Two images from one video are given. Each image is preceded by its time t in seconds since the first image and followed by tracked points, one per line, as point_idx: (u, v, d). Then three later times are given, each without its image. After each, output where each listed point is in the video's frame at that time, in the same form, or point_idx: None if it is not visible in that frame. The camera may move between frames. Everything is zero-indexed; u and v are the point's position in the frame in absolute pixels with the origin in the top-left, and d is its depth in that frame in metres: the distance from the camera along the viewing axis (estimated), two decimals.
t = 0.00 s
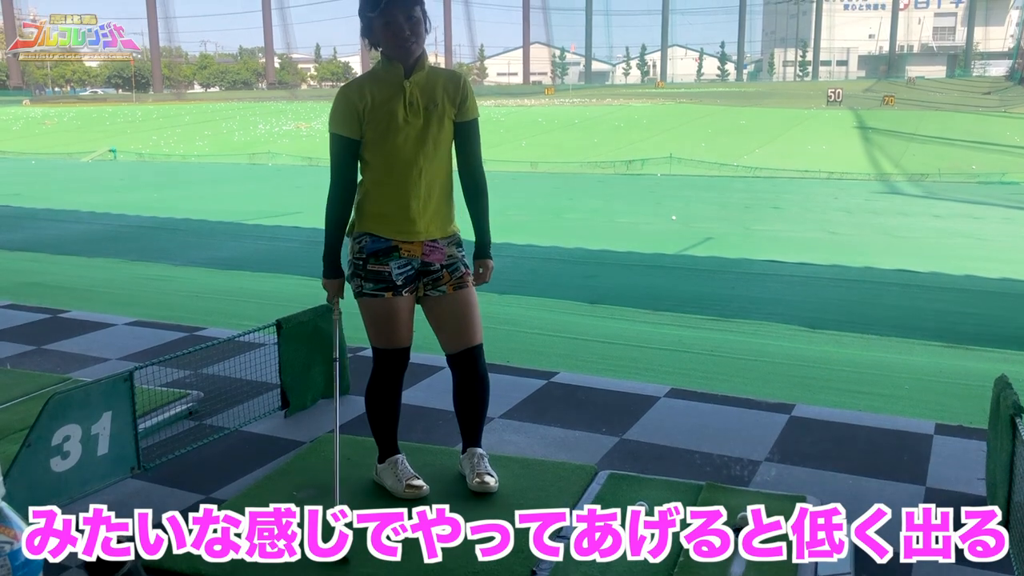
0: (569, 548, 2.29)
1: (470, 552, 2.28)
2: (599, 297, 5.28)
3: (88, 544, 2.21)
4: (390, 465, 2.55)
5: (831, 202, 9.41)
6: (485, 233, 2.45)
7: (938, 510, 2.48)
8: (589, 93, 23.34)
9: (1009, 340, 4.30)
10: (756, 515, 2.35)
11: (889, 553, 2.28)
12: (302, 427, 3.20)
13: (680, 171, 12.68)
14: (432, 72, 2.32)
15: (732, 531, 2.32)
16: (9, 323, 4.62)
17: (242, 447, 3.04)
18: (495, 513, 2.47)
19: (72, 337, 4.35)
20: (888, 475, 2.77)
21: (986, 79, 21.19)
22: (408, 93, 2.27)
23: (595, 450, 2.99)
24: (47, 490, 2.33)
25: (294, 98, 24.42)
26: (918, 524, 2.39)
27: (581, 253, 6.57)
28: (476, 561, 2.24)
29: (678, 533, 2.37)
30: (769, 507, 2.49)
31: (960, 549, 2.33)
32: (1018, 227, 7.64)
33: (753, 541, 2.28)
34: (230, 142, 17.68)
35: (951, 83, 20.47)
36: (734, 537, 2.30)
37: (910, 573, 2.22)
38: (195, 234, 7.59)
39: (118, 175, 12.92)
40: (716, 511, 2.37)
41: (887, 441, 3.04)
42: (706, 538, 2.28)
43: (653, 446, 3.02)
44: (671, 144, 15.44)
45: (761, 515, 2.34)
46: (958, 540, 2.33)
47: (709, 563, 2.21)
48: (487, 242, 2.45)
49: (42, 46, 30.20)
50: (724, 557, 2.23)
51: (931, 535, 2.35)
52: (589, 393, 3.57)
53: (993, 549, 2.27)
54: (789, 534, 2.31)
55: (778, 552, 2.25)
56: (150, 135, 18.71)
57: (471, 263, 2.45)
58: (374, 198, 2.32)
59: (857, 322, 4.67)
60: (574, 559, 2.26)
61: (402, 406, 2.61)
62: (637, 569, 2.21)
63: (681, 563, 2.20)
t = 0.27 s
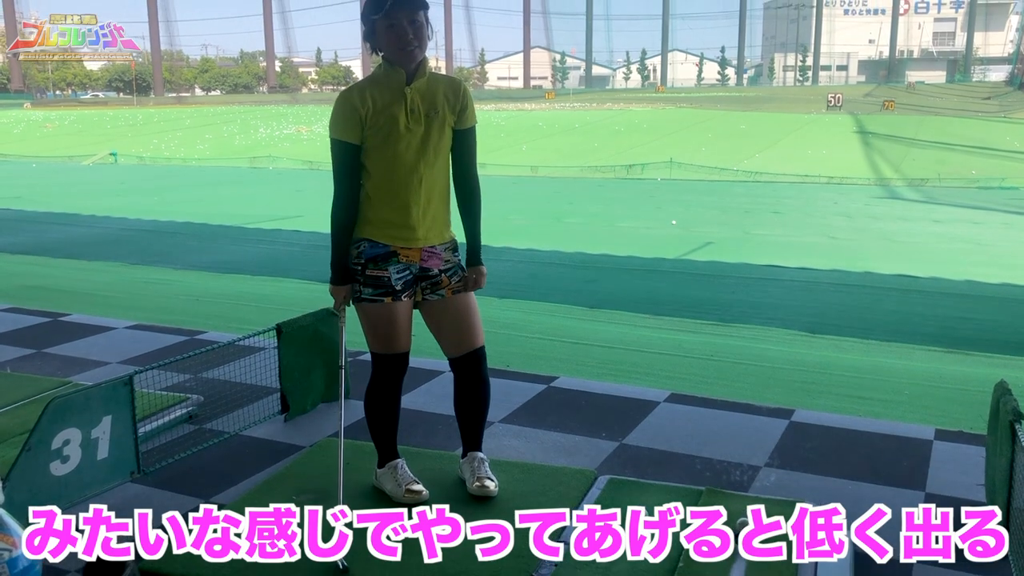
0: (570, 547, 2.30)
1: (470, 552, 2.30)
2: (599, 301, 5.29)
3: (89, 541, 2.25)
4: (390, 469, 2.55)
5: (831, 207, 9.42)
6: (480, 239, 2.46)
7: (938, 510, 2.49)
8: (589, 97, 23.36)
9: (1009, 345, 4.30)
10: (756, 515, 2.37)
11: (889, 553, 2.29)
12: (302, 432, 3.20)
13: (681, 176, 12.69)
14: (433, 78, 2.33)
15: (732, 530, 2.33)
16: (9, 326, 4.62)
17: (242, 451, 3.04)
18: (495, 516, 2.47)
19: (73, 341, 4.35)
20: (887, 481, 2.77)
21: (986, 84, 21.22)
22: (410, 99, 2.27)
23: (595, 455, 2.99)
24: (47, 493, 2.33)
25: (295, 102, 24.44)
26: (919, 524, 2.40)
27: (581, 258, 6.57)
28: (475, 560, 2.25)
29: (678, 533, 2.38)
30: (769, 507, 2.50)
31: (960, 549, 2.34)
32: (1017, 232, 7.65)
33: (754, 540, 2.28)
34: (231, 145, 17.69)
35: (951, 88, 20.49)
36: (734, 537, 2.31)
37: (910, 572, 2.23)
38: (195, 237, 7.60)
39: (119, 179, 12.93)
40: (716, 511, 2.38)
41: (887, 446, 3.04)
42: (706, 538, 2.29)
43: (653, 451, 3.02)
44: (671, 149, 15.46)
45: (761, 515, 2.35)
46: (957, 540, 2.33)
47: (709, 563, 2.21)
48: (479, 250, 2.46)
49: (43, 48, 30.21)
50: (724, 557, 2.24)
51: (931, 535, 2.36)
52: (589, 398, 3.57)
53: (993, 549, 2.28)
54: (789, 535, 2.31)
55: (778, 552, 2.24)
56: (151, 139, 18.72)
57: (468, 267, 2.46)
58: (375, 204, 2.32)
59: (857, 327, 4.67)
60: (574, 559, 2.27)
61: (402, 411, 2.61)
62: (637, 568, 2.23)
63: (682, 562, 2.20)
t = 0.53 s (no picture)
0: (570, 547, 2.30)
1: (470, 551, 2.30)
2: (598, 305, 5.29)
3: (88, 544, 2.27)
4: (389, 473, 2.54)
5: (831, 210, 9.42)
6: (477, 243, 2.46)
7: (938, 510, 2.49)
8: (590, 100, 23.38)
9: (1009, 349, 4.30)
10: (756, 515, 2.38)
11: (889, 553, 2.30)
12: (301, 434, 3.20)
13: (681, 179, 12.69)
14: (431, 83, 2.33)
15: (732, 531, 2.33)
16: (9, 328, 4.62)
17: (241, 454, 3.04)
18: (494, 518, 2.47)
19: (72, 343, 4.35)
20: (887, 484, 2.77)
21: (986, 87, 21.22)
22: (409, 104, 2.27)
23: (594, 458, 2.99)
24: (46, 496, 2.33)
25: (296, 104, 24.45)
26: (918, 524, 2.40)
27: (581, 261, 6.57)
28: (475, 560, 2.26)
29: (678, 533, 2.39)
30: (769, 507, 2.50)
31: (960, 549, 2.34)
32: (1017, 236, 7.65)
33: (753, 541, 2.28)
34: (231, 147, 17.69)
35: (950, 92, 20.49)
36: (734, 538, 2.31)
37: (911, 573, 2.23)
38: (195, 240, 7.59)
39: (119, 180, 12.92)
40: (716, 511, 2.38)
41: (886, 450, 3.04)
42: (706, 538, 2.28)
43: (653, 454, 3.02)
44: (671, 152, 15.46)
45: (761, 516, 2.36)
46: (957, 540, 2.34)
47: (709, 562, 2.21)
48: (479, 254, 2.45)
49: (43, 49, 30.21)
50: (724, 556, 2.23)
51: (931, 535, 2.37)
52: (589, 401, 3.57)
53: (992, 549, 2.28)
54: (789, 534, 2.31)
55: (778, 551, 2.25)
56: (151, 141, 18.73)
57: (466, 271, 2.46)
58: (373, 208, 2.31)
59: (857, 331, 4.67)
60: (574, 559, 2.27)
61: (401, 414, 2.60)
62: (637, 568, 2.23)
63: (682, 563, 2.20)
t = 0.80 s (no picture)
0: (570, 547, 2.29)
1: (470, 552, 2.29)
2: (599, 307, 5.28)
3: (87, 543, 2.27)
4: (389, 475, 2.53)
5: (832, 213, 9.41)
6: (477, 245, 2.45)
7: (938, 510, 2.48)
8: (591, 102, 23.38)
9: (1010, 352, 4.30)
10: (756, 515, 2.38)
11: (889, 553, 2.30)
12: (301, 436, 3.20)
13: (681, 181, 12.69)
14: (430, 84, 2.33)
15: (732, 531, 2.32)
16: (9, 329, 4.61)
17: (241, 455, 3.04)
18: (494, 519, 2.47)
19: (72, 344, 4.35)
20: (887, 487, 2.76)
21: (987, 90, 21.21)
22: (408, 105, 2.27)
23: (595, 460, 2.98)
24: (46, 497, 2.33)
25: (296, 106, 24.44)
26: (918, 524, 2.40)
27: (581, 263, 6.57)
28: (476, 560, 2.25)
29: (678, 533, 2.38)
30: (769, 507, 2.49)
31: (960, 549, 2.34)
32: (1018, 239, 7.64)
33: (754, 540, 2.28)
34: (231, 149, 17.69)
35: (951, 95, 20.48)
36: (734, 538, 2.30)
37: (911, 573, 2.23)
38: (195, 241, 7.59)
39: (119, 181, 12.92)
40: (716, 511, 2.38)
41: (887, 453, 3.04)
42: (705, 538, 2.28)
43: (653, 457, 3.02)
44: (671, 154, 15.45)
45: (761, 515, 2.36)
46: (957, 540, 2.33)
47: (710, 563, 2.21)
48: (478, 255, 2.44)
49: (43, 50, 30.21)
50: (724, 557, 2.23)
51: (931, 535, 2.37)
52: (589, 403, 3.57)
53: (993, 549, 2.28)
54: (789, 534, 2.31)
55: (778, 551, 2.24)
56: (152, 142, 18.74)
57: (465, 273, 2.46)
58: (372, 209, 2.31)
59: (857, 333, 4.67)
60: (574, 559, 2.26)
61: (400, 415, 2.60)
62: (638, 568, 2.23)
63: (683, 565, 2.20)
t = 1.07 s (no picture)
0: (570, 548, 2.29)
1: (470, 552, 2.29)
2: (600, 309, 5.28)
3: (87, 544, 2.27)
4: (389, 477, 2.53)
5: (832, 215, 9.41)
6: (476, 247, 2.45)
7: (938, 510, 2.48)
8: (591, 104, 23.38)
9: (1010, 355, 4.29)
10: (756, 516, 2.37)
11: (889, 553, 2.29)
12: (302, 437, 3.20)
13: (682, 184, 12.68)
14: (431, 86, 2.33)
15: (732, 531, 2.32)
16: (9, 330, 4.61)
17: (242, 456, 3.04)
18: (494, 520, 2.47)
19: (72, 346, 4.34)
20: (887, 489, 2.77)
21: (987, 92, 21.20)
22: (409, 108, 2.27)
23: (595, 462, 2.98)
24: (46, 497, 2.32)
25: (297, 108, 24.45)
26: (918, 524, 2.40)
27: (582, 265, 6.57)
28: (476, 560, 2.25)
29: (678, 533, 2.38)
30: (769, 508, 2.50)
31: (960, 549, 2.34)
32: (1019, 241, 7.64)
33: (753, 541, 2.29)
34: (232, 150, 17.69)
35: (952, 97, 20.47)
36: (734, 538, 2.31)
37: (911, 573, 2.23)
38: (196, 243, 7.59)
39: (119, 183, 12.91)
40: (716, 511, 2.37)
41: (887, 455, 3.04)
42: (706, 538, 2.28)
43: (654, 459, 3.01)
44: (672, 156, 15.44)
45: (761, 515, 2.35)
46: (957, 540, 2.33)
47: (710, 563, 2.22)
48: (477, 257, 2.45)
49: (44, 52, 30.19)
50: (724, 557, 2.24)
51: (931, 535, 2.36)
52: (590, 405, 3.57)
53: (992, 549, 2.28)
54: (789, 534, 2.32)
55: (778, 552, 2.25)
56: (152, 143, 18.73)
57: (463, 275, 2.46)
58: (372, 212, 2.31)
59: (858, 336, 4.67)
60: (574, 560, 2.26)
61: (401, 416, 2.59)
62: (638, 569, 2.23)
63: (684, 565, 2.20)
